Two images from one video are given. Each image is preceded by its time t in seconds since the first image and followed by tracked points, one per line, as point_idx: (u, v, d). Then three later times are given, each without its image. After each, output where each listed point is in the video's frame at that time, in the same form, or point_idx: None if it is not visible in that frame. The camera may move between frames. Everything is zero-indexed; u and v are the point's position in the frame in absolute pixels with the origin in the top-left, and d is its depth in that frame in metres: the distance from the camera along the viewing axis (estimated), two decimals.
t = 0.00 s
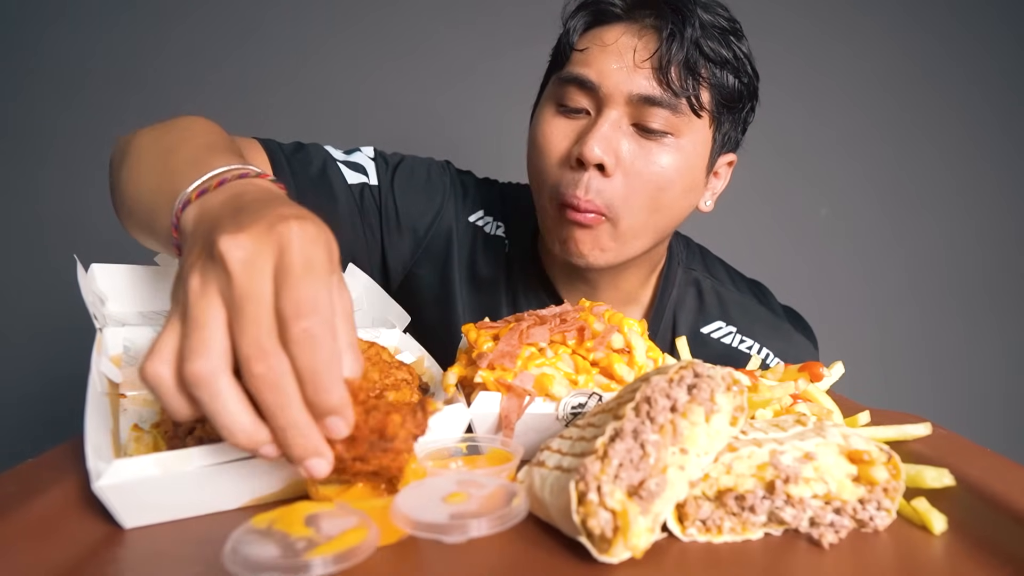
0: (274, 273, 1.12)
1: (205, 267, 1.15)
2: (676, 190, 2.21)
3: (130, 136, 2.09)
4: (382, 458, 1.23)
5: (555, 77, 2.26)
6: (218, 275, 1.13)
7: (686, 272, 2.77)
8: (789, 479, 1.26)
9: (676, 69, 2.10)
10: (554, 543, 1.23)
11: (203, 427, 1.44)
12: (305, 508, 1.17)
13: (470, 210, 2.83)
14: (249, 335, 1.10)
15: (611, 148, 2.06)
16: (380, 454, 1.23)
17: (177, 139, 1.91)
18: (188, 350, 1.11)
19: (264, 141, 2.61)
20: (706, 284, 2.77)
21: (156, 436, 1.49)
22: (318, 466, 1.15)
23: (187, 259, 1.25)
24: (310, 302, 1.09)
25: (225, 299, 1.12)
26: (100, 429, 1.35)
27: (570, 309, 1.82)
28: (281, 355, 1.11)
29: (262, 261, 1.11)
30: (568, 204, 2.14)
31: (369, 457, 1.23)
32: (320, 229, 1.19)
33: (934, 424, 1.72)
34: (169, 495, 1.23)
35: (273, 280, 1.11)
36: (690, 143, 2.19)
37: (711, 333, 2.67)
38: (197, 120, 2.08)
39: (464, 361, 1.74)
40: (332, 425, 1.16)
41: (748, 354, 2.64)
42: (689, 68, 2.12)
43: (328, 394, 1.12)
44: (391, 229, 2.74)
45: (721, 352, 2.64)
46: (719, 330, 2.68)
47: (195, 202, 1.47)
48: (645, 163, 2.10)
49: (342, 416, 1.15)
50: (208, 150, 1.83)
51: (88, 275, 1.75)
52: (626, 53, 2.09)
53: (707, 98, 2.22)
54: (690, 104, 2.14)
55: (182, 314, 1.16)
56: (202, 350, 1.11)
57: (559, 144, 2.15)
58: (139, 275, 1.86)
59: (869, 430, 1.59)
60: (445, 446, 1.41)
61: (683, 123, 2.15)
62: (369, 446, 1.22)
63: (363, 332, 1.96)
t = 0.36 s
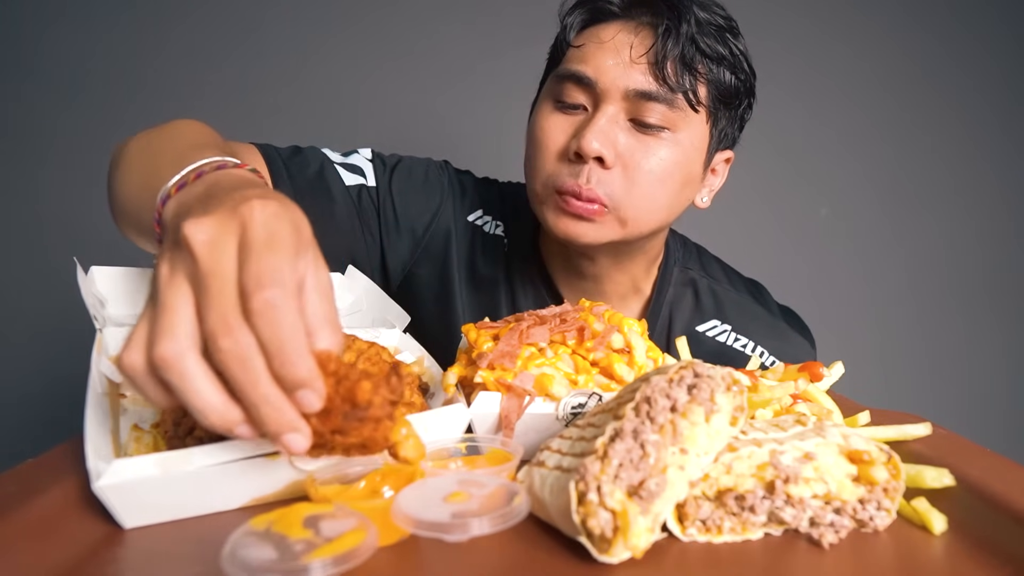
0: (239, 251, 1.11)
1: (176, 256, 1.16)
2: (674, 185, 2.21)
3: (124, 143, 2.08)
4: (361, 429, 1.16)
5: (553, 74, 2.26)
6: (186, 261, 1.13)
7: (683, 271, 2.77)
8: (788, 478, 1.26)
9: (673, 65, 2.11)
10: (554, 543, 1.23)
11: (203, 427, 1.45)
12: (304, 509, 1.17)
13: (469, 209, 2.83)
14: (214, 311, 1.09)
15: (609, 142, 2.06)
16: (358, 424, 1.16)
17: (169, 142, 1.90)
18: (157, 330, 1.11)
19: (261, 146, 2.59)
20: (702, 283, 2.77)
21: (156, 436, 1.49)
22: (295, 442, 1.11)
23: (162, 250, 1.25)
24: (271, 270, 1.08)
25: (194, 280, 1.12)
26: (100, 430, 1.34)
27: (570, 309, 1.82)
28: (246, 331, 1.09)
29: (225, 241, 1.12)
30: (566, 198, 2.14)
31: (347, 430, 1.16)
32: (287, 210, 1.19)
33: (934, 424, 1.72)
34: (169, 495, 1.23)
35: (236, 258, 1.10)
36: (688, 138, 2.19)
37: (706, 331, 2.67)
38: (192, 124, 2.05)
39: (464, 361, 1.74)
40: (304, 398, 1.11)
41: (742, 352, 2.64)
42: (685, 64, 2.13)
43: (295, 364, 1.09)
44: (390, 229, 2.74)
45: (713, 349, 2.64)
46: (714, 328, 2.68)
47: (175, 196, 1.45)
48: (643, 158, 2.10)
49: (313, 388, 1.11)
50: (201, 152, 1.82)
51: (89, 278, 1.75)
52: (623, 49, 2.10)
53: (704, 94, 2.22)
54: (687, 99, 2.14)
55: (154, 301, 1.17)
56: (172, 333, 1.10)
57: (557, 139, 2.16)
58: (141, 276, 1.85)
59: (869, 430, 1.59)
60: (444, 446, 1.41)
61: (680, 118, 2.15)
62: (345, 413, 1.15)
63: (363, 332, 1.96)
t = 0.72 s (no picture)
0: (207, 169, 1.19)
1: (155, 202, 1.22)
2: (666, 177, 2.19)
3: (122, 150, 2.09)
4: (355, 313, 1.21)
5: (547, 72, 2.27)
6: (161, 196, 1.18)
7: (680, 270, 2.79)
8: (789, 479, 1.25)
9: (665, 60, 2.11)
10: (554, 543, 1.23)
11: (202, 427, 1.45)
12: (304, 509, 1.17)
13: (464, 208, 2.84)
14: (193, 225, 1.13)
15: (601, 135, 2.05)
16: (344, 310, 1.21)
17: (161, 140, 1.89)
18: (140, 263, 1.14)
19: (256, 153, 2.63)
20: (699, 282, 2.79)
21: (156, 436, 1.50)
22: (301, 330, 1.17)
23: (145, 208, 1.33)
24: (240, 173, 1.15)
25: (172, 209, 1.16)
26: (100, 429, 1.35)
27: (570, 309, 1.82)
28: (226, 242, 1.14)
29: (194, 167, 1.19)
30: (558, 188, 2.12)
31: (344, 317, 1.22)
32: (245, 132, 1.31)
33: (934, 424, 1.72)
34: (169, 495, 1.23)
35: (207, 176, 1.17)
36: (680, 131, 2.18)
37: (704, 330, 2.66)
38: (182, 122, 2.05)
39: (464, 361, 1.74)
40: (299, 276, 1.12)
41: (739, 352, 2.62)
42: (678, 59, 2.13)
43: (281, 245, 1.11)
44: (384, 227, 2.74)
45: (712, 349, 2.62)
46: (711, 326, 2.67)
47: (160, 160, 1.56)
48: (635, 151, 2.09)
49: (306, 264, 1.12)
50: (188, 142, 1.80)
51: (88, 271, 1.74)
52: (616, 44, 2.11)
53: (697, 89, 2.22)
54: (679, 92, 2.14)
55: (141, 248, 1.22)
56: (167, 265, 1.15)
57: (551, 134, 2.15)
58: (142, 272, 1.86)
59: (869, 430, 1.59)
60: (444, 446, 1.41)
61: (672, 112, 2.15)
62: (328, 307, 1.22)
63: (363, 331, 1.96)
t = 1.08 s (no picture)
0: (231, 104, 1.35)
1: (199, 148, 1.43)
2: (649, 192, 2.21)
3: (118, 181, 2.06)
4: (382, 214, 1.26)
5: (514, 95, 2.22)
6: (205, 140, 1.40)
7: (664, 270, 2.78)
8: (788, 479, 1.25)
9: (634, 75, 2.11)
10: (554, 543, 1.23)
11: (202, 427, 1.45)
12: (304, 509, 1.17)
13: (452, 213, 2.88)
14: (241, 151, 1.33)
15: (582, 162, 2.06)
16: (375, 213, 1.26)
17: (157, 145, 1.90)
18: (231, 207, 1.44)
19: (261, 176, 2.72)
20: (683, 283, 2.77)
21: (156, 436, 1.50)
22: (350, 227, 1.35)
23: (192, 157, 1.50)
24: (256, 93, 1.29)
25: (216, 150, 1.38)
26: (100, 429, 1.34)
27: (570, 309, 1.82)
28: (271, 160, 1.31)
29: (218, 104, 1.36)
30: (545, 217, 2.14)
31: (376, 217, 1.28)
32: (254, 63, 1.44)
33: (934, 424, 1.72)
34: (169, 495, 1.23)
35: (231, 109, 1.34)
36: (658, 144, 2.19)
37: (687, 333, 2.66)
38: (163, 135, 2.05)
39: (464, 361, 1.74)
40: (329, 168, 1.23)
41: (724, 355, 2.58)
42: (646, 73, 2.13)
43: (308, 146, 1.23)
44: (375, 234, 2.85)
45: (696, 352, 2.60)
46: (695, 330, 2.66)
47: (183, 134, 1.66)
48: (617, 173, 2.10)
49: (333, 159, 1.23)
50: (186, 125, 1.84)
51: (88, 272, 1.76)
52: (583, 65, 2.09)
53: (666, 97, 2.24)
54: (653, 105, 2.15)
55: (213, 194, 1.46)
56: (236, 199, 1.38)
57: (530, 164, 2.14)
58: (141, 272, 1.88)
59: (869, 430, 1.59)
60: (444, 446, 1.40)
61: (648, 126, 2.15)
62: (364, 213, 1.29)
63: (363, 331, 1.96)
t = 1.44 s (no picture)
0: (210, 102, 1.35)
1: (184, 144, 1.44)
2: (600, 206, 2.20)
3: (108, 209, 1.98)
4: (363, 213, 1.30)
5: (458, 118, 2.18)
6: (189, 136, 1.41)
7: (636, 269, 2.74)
8: (788, 478, 1.25)
9: (577, 94, 2.06)
10: (554, 543, 1.23)
11: (202, 427, 1.45)
12: (304, 509, 1.17)
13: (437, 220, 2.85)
14: (225, 148, 1.33)
15: (532, 187, 2.05)
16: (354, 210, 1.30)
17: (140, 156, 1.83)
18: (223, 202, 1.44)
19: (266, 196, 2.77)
20: (653, 281, 2.74)
21: (156, 436, 1.49)
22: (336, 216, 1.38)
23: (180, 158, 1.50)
24: (233, 88, 1.29)
25: (201, 146, 1.40)
26: (100, 430, 1.34)
27: (569, 309, 1.82)
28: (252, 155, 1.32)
29: (198, 97, 1.37)
30: (499, 241, 2.14)
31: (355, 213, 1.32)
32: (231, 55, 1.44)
33: (934, 424, 1.72)
34: (169, 495, 1.23)
35: (208, 103, 1.35)
36: (606, 157, 2.17)
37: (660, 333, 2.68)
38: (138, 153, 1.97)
39: (464, 361, 1.74)
40: (312, 164, 1.25)
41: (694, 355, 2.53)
42: (589, 90, 2.08)
43: (286, 141, 1.24)
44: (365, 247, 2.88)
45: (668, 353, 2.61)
46: (668, 329, 2.68)
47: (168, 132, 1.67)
48: (566, 193, 2.10)
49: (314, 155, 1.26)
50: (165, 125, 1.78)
51: (88, 272, 1.76)
52: (525, 88, 2.04)
53: (612, 109, 2.19)
54: (599, 121, 2.12)
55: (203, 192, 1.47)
56: (228, 195, 1.38)
57: (479, 190, 2.12)
58: (140, 272, 1.87)
59: (869, 430, 1.59)
60: (443, 446, 1.40)
61: (595, 142, 2.13)
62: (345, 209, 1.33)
63: (363, 331, 1.96)
